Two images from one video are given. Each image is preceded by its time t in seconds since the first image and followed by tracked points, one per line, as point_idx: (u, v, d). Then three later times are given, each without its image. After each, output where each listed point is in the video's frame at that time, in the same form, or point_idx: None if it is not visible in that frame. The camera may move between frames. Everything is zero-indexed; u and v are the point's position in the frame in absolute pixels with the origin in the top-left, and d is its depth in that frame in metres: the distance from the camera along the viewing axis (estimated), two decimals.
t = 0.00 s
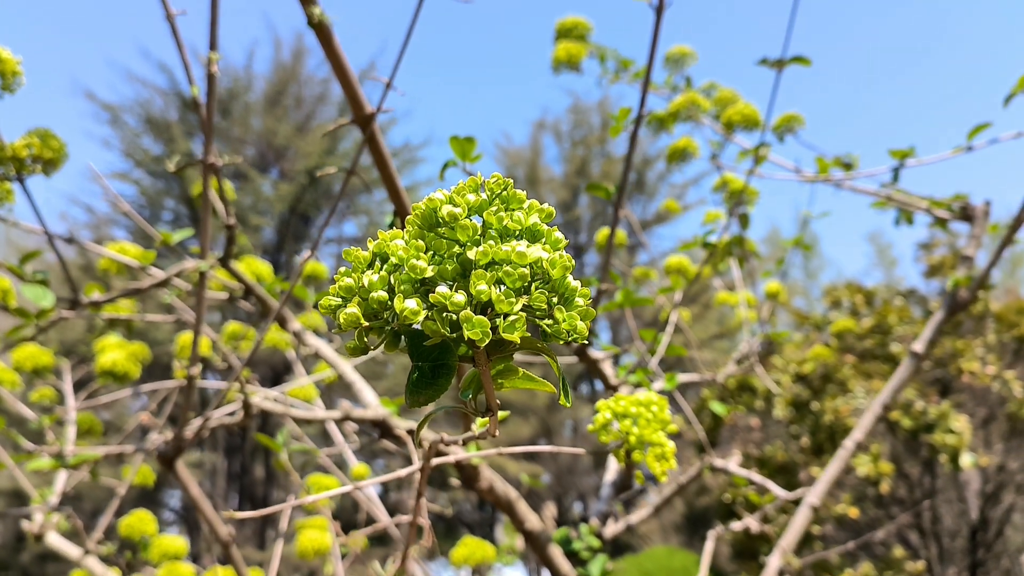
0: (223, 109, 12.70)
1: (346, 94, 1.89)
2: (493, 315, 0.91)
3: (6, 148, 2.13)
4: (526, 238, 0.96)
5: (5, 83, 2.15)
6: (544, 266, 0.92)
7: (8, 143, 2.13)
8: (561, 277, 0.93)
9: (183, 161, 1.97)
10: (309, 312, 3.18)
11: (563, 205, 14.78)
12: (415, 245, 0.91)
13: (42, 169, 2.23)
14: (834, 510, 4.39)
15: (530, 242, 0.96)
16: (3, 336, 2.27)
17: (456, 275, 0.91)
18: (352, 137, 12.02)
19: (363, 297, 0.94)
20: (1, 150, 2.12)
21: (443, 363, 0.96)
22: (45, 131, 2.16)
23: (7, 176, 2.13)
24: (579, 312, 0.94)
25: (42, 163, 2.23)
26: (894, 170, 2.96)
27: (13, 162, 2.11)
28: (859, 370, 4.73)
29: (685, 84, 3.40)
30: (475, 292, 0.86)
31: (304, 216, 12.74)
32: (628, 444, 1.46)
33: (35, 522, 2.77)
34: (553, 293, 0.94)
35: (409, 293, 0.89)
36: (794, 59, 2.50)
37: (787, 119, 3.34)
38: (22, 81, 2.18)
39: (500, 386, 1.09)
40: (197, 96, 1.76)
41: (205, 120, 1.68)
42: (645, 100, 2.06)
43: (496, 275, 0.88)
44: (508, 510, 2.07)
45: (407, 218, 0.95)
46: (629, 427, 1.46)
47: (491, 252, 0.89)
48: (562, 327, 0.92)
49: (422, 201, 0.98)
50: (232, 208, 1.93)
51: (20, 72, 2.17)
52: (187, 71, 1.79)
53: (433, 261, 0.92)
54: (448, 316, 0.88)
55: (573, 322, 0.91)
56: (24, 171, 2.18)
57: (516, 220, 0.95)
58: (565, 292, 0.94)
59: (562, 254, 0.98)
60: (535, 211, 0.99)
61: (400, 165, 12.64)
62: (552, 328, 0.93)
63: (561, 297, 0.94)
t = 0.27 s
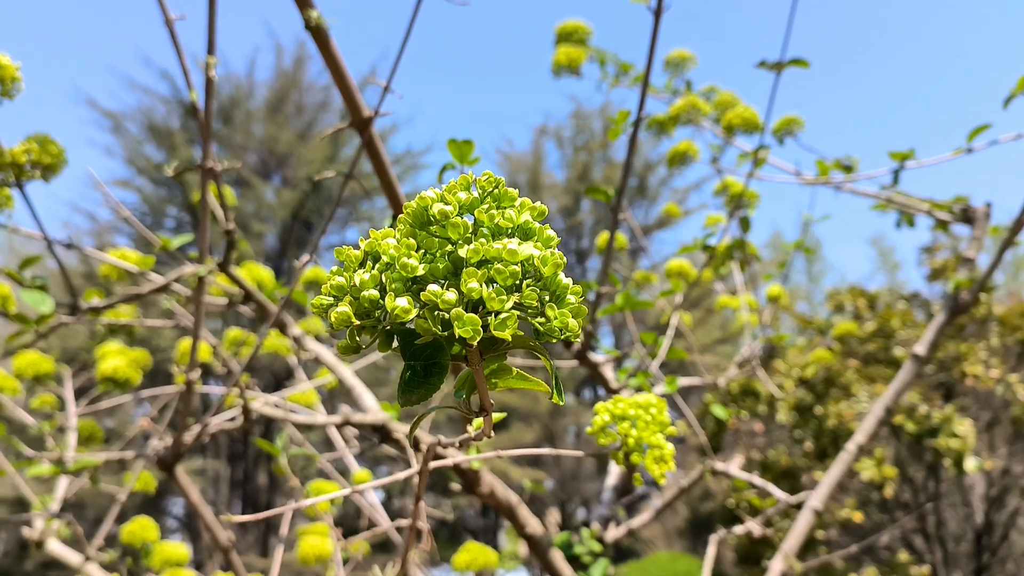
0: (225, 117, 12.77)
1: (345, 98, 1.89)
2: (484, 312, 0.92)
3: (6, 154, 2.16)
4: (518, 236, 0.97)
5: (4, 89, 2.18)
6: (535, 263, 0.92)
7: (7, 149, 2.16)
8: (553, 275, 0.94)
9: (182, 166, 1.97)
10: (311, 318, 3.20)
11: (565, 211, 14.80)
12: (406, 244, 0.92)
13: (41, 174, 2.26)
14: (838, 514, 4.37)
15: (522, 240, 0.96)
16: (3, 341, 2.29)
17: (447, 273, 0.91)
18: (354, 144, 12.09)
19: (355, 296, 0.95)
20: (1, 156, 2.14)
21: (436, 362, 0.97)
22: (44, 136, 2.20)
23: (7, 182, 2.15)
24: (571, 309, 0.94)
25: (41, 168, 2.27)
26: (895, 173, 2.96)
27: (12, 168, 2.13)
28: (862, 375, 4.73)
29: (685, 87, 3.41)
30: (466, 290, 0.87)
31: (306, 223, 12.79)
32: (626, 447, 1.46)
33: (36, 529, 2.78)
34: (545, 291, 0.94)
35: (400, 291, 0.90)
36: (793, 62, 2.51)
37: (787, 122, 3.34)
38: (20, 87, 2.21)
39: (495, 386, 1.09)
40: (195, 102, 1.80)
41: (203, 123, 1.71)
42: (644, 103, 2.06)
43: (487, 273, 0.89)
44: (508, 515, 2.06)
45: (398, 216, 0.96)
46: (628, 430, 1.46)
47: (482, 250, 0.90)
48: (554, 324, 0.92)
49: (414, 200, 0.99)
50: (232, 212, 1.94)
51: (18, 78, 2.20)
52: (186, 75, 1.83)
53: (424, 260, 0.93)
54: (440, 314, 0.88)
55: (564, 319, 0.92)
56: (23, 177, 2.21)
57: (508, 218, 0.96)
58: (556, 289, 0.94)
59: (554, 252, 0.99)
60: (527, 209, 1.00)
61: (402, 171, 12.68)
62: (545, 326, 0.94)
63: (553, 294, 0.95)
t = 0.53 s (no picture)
0: (228, 122, 12.82)
1: (345, 102, 1.91)
2: (473, 308, 0.92)
3: (7, 159, 2.18)
4: (507, 233, 0.98)
5: (5, 95, 2.20)
6: (523, 259, 0.93)
7: (8, 154, 2.18)
8: (541, 270, 0.95)
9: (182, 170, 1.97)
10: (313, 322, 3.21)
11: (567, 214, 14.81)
12: (396, 240, 0.93)
13: (42, 179, 2.29)
14: (842, 517, 4.36)
15: (511, 236, 0.97)
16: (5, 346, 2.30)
17: (436, 269, 0.92)
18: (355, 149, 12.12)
19: (345, 293, 0.95)
20: (3, 161, 2.17)
21: (427, 358, 0.97)
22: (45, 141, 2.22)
23: (9, 186, 2.17)
24: (560, 304, 0.95)
25: (43, 174, 2.29)
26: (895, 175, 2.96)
27: (14, 173, 2.15)
28: (865, 377, 4.72)
29: (686, 91, 3.42)
30: (455, 286, 0.87)
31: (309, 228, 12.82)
32: (626, 448, 1.46)
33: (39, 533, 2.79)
34: (533, 287, 0.95)
35: (390, 287, 0.91)
36: (790, 63, 2.51)
37: (787, 124, 3.35)
38: (21, 92, 2.23)
39: (488, 384, 1.09)
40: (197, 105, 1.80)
41: (203, 127, 1.73)
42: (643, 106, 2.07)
43: (475, 269, 0.89)
44: (509, 518, 2.06)
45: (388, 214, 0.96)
46: (627, 431, 1.46)
47: (471, 246, 0.90)
48: (543, 320, 0.93)
49: (404, 198, 0.99)
50: (233, 216, 1.95)
51: (20, 84, 2.23)
52: (188, 81, 1.84)
53: (414, 257, 0.93)
54: (429, 310, 0.89)
55: (552, 314, 0.92)
56: (24, 182, 2.23)
57: (497, 215, 0.96)
58: (545, 285, 0.95)
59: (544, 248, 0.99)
60: (517, 206, 1.00)
61: (404, 176, 12.71)
62: (534, 322, 0.94)
63: (541, 289, 0.95)
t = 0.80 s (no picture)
0: (230, 124, 12.84)
1: (345, 105, 1.91)
2: (473, 312, 0.92)
3: (7, 162, 2.19)
4: (506, 235, 0.98)
5: (7, 98, 2.21)
6: (523, 262, 0.93)
7: (9, 157, 2.19)
8: (541, 273, 0.95)
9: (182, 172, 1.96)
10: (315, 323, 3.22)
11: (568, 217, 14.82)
12: (394, 244, 0.93)
13: (42, 181, 2.29)
14: (844, 519, 4.35)
15: (510, 239, 0.97)
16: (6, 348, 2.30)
17: (435, 273, 0.92)
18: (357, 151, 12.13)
19: (345, 297, 0.95)
20: (4, 163, 2.18)
21: (427, 362, 0.97)
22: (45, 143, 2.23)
23: (10, 188, 2.18)
24: (559, 308, 0.95)
25: (43, 175, 2.30)
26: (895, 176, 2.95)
27: (14, 175, 2.16)
28: (868, 379, 4.71)
29: (687, 92, 3.42)
30: (454, 289, 0.87)
31: (311, 230, 12.84)
32: (626, 449, 1.46)
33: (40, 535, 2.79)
34: (533, 290, 0.95)
35: (389, 291, 0.91)
36: (791, 64, 2.51)
37: (788, 126, 3.35)
38: (23, 95, 2.24)
39: (488, 387, 1.10)
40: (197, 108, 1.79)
41: (203, 130, 1.72)
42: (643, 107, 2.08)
43: (474, 273, 0.89)
44: (510, 520, 2.06)
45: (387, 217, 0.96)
46: (628, 432, 1.46)
47: (469, 249, 0.90)
48: (542, 322, 0.93)
49: (402, 201, 0.99)
50: (234, 219, 1.96)
51: (21, 86, 2.24)
52: (188, 83, 1.83)
53: (412, 260, 0.93)
54: (428, 313, 0.89)
55: (552, 317, 0.92)
56: (25, 184, 2.25)
57: (496, 218, 0.97)
58: (544, 288, 0.95)
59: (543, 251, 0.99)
60: (516, 209, 1.00)
61: (406, 178, 12.73)
62: (534, 325, 0.94)
63: (541, 292, 0.95)
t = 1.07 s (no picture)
0: (227, 123, 12.81)
1: (347, 107, 1.91)
2: (486, 318, 0.93)
3: (9, 161, 2.19)
4: (520, 243, 0.98)
5: (9, 97, 2.21)
6: (536, 270, 0.93)
7: (11, 156, 2.19)
8: (554, 281, 0.95)
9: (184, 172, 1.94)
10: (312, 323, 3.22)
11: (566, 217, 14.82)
12: (409, 250, 0.93)
13: (44, 181, 2.29)
14: (840, 521, 4.36)
15: (524, 247, 0.98)
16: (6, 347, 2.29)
17: (450, 279, 0.93)
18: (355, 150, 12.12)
19: (359, 302, 0.96)
20: (6, 162, 2.17)
21: (439, 367, 0.98)
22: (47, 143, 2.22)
23: (11, 187, 2.18)
24: (572, 315, 0.95)
25: (44, 174, 2.29)
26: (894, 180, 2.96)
27: (16, 174, 2.16)
28: (863, 381, 4.72)
29: (685, 95, 3.43)
30: (469, 296, 0.88)
31: (307, 229, 12.82)
32: (628, 453, 1.47)
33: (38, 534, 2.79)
34: (546, 297, 0.95)
35: (404, 298, 0.91)
36: (791, 69, 2.52)
37: (787, 129, 3.36)
38: (25, 94, 2.24)
39: (497, 392, 1.10)
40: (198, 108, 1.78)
41: (205, 131, 1.72)
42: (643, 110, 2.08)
43: (488, 280, 0.90)
44: (509, 520, 2.06)
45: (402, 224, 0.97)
46: (629, 436, 1.47)
47: (484, 257, 0.90)
48: (556, 330, 0.93)
49: (417, 207, 1.00)
50: (235, 219, 1.95)
51: (23, 86, 2.24)
52: (190, 84, 1.83)
53: (427, 267, 0.94)
54: (443, 319, 0.89)
55: (565, 325, 0.93)
56: (26, 183, 2.24)
57: (510, 225, 0.97)
58: (558, 296, 0.96)
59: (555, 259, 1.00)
60: (529, 216, 1.01)
61: (404, 177, 12.72)
62: (547, 332, 0.95)
63: (554, 300, 0.96)
